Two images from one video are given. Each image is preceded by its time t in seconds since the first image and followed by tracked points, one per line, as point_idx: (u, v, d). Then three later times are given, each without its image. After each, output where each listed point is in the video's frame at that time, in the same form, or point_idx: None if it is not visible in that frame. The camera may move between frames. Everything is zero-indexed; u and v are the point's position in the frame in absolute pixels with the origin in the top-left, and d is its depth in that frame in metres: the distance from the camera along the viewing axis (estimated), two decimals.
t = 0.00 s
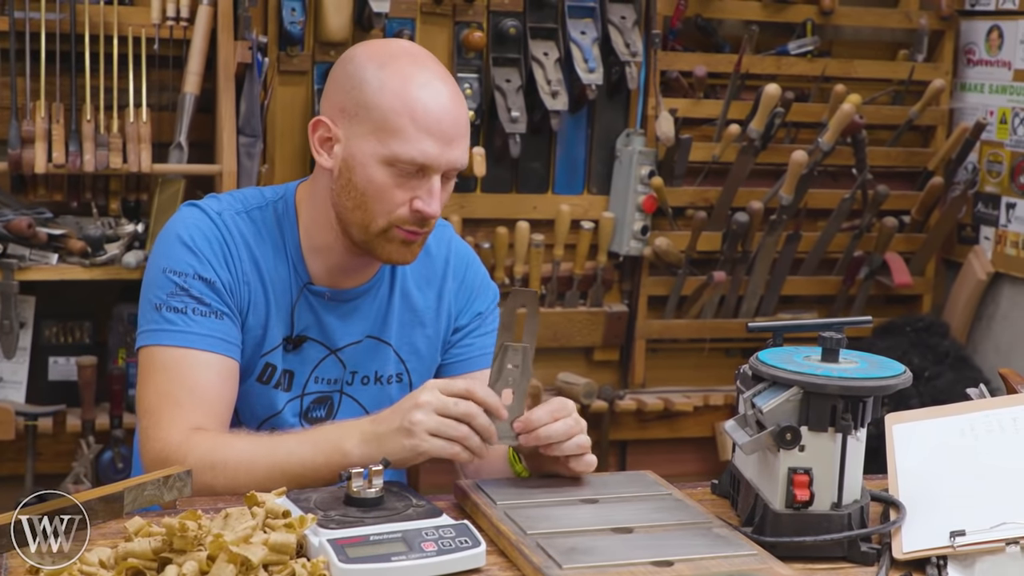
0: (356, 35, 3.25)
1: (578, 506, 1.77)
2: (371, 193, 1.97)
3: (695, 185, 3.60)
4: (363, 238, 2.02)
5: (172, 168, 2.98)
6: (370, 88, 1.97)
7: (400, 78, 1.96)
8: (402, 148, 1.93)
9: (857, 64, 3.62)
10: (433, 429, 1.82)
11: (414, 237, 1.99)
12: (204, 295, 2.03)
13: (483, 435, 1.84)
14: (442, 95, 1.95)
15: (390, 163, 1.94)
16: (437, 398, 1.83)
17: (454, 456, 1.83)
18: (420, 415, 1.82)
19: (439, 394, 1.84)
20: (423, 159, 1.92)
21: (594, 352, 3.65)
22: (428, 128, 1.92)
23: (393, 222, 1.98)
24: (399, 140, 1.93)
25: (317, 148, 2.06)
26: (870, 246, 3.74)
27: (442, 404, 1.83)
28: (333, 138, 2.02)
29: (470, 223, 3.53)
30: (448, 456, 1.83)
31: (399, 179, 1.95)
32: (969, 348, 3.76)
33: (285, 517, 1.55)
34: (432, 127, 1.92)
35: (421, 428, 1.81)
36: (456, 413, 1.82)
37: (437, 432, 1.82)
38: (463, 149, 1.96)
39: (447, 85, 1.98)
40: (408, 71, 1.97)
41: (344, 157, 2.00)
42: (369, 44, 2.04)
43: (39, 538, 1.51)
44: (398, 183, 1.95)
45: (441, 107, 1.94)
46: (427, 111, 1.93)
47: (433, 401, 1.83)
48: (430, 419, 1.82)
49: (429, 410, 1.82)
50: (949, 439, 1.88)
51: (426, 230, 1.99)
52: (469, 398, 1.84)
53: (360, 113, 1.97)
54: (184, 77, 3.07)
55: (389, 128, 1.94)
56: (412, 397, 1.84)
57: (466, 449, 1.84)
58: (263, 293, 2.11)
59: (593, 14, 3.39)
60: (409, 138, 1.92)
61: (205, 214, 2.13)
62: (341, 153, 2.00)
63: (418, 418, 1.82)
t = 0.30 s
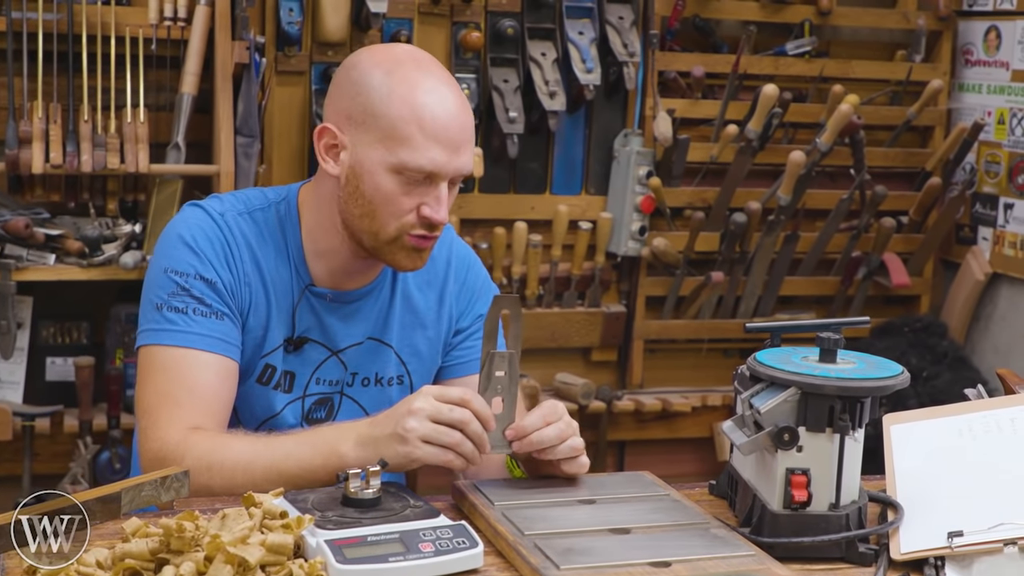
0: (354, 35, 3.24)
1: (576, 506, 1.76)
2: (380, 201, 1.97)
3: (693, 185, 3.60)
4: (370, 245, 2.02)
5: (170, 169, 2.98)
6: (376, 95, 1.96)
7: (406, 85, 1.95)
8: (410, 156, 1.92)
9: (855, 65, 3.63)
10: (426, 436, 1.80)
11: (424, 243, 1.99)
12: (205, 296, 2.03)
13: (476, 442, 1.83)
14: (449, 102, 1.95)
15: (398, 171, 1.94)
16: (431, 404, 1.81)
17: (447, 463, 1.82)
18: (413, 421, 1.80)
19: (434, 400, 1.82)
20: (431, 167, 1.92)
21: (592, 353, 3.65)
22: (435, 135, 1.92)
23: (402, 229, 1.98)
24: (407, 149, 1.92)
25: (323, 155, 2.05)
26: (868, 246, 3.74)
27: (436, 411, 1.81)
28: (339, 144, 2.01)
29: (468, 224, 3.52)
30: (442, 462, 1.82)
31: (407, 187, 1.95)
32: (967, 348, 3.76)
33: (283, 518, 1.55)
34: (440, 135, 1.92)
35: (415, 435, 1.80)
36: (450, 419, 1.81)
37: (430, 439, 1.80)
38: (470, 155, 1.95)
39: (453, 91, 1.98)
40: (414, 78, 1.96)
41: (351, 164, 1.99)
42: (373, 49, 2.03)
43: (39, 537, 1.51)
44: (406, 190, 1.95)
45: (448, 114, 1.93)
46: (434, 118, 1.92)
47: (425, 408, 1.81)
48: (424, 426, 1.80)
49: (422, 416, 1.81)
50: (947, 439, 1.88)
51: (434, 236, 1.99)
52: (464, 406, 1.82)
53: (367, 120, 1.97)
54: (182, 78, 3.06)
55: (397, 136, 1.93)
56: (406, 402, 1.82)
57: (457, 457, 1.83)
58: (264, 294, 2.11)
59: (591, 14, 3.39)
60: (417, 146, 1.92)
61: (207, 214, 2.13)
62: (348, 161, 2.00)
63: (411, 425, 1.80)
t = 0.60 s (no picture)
0: (352, 36, 3.24)
1: (574, 507, 1.76)
2: (399, 206, 1.97)
3: (692, 185, 3.60)
4: (384, 248, 2.02)
5: (168, 170, 2.97)
6: (400, 101, 1.96)
7: (430, 92, 1.96)
8: (432, 163, 1.93)
9: (854, 64, 3.62)
10: (429, 442, 1.80)
11: (432, 250, 2.01)
12: (215, 291, 2.03)
13: (479, 449, 1.84)
14: (472, 111, 1.95)
15: (420, 176, 1.94)
16: (434, 411, 1.82)
17: (450, 470, 1.83)
18: (417, 427, 1.81)
19: (437, 406, 1.83)
20: (453, 174, 1.92)
21: (591, 353, 3.65)
22: (458, 143, 1.92)
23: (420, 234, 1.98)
24: (430, 155, 1.93)
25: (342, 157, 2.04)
26: (867, 246, 3.74)
27: (439, 416, 1.82)
28: (361, 148, 2.01)
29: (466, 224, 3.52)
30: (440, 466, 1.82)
31: (427, 192, 1.95)
32: (967, 348, 3.76)
33: (281, 519, 1.54)
34: (463, 143, 1.92)
35: (418, 442, 1.80)
36: (453, 425, 1.82)
37: (434, 445, 1.81)
38: (490, 163, 1.96)
39: (475, 99, 1.99)
40: (438, 85, 1.97)
41: (371, 168, 1.99)
42: (397, 55, 2.03)
43: (39, 538, 1.51)
44: (425, 196, 1.95)
45: (471, 122, 1.94)
46: (458, 126, 1.93)
47: (428, 414, 1.81)
48: (427, 432, 1.80)
49: (425, 422, 1.81)
50: (945, 438, 1.88)
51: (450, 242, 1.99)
52: (466, 412, 1.83)
53: (390, 126, 1.97)
54: (180, 78, 3.05)
55: (420, 142, 1.93)
56: (408, 409, 1.83)
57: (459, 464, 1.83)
58: (274, 292, 2.11)
59: (589, 14, 3.39)
60: (440, 153, 1.92)
61: (220, 211, 2.13)
62: (368, 165, 1.99)
63: (414, 432, 1.80)
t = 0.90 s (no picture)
0: (351, 37, 3.24)
1: (573, 508, 1.76)
2: (421, 205, 1.96)
3: (691, 186, 3.59)
4: (404, 248, 2.01)
5: (166, 171, 2.97)
6: (425, 102, 1.96)
7: (455, 94, 1.95)
8: (454, 163, 1.92)
9: (853, 65, 3.63)
10: (441, 446, 1.81)
11: (456, 250, 2.00)
12: (230, 283, 2.02)
13: (491, 455, 1.84)
14: (497, 113, 1.95)
15: (443, 176, 1.94)
16: (445, 415, 1.81)
17: (460, 474, 1.83)
18: (428, 430, 1.81)
19: (448, 411, 1.83)
20: (475, 175, 1.92)
21: (590, 354, 3.64)
22: (481, 144, 1.92)
23: (440, 233, 1.98)
24: (453, 155, 1.92)
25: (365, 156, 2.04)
26: (865, 246, 3.73)
27: (451, 421, 1.81)
28: (384, 147, 2.00)
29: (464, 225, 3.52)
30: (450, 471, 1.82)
31: (449, 192, 1.94)
32: (965, 348, 3.76)
33: (279, 520, 1.54)
34: (486, 144, 1.92)
35: (430, 445, 1.80)
36: (464, 430, 1.82)
37: (446, 449, 1.81)
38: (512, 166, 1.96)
39: (499, 102, 1.98)
40: (463, 87, 1.96)
41: (394, 167, 1.98)
42: (423, 57, 2.02)
43: (39, 538, 1.51)
44: (447, 196, 1.95)
45: (493, 125, 1.93)
46: (482, 128, 1.92)
47: (439, 419, 1.81)
48: (438, 436, 1.81)
49: (436, 426, 1.81)
50: (944, 439, 1.88)
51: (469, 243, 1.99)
52: (477, 417, 1.83)
53: (415, 125, 1.96)
54: (178, 79, 3.05)
55: (445, 143, 1.93)
56: (419, 412, 1.82)
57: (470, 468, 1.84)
58: (289, 288, 2.11)
59: (588, 15, 3.39)
60: (462, 153, 1.92)
61: (240, 205, 2.13)
62: (392, 164, 1.99)
63: (425, 435, 1.80)
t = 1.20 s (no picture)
0: (349, 37, 3.24)
1: (572, 509, 1.76)
2: (426, 197, 1.97)
3: (690, 186, 3.59)
4: (411, 240, 2.01)
5: (165, 172, 2.97)
6: (433, 96, 1.96)
7: (463, 88, 1.95)
8: (461, 156, 1.92)
9: (852, 65, 3.63)
10: (502, 436, 1.76)
11: (461, 243, 2.00)
12: (253, 271, 1.99)
13: (548, 446, 1.82)
14: (503, 108, 1.95)
15: (450, 169, 1.94)
16: (508, 405, 1.78)
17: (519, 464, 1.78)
18: (490, 419, 1.77)
19: (508, 400, 1.80)
20: (482, 168, 1.92)
21: (589, 354, 3.64)
22: (488, 138, 1.92)
23: (445, 226, 1.98)
24: (460, 148, 1.92)
25: (372, 150, 2.04)
26: (865, 246, 3.72)
27: (512, 411, 1.78)
28: (392, 141, 2.01)
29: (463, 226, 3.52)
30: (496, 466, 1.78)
31: (456, 185, 1.95)
32: (965, 348, 3.75)
33: (278, 521, 1.54)
34: (493, 138, 1.92)
35: (492, 434, 1.76)
36: (525, 421, 1.79)
37: (508, 438, 1.77)
38: (518, 161, 1.96)
39: (505, 98, 1.98)
40: (470, 82, 1.97)
41: (401, 160, 1.99)
42: (430, 54, 2.02)
43: (39, 538, 1.51)
44: (454, 188, 1.95)
45: (501, 119, 1.93)
46: (489, 122, 1.92)
47: (505, 407, 1.78)
48: (499, 425, 1.77)
49: (498, 415, 1.77)
50: (943, 438, 1.88)
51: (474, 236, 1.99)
52: (537, 408, 1.81)
53: (422, 119, 1.96)
54: (177, 80, 3.05)
55: (452, 135, 1.93)
56: (480, 401, 1.78)
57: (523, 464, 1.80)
58: (303, 281, 2.10)
59: (587, 15, 3.39)
60: (469, 146, 1.92)
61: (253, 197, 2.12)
62: (399, 157, 1.99)
63: (486, 424, 1.76)
